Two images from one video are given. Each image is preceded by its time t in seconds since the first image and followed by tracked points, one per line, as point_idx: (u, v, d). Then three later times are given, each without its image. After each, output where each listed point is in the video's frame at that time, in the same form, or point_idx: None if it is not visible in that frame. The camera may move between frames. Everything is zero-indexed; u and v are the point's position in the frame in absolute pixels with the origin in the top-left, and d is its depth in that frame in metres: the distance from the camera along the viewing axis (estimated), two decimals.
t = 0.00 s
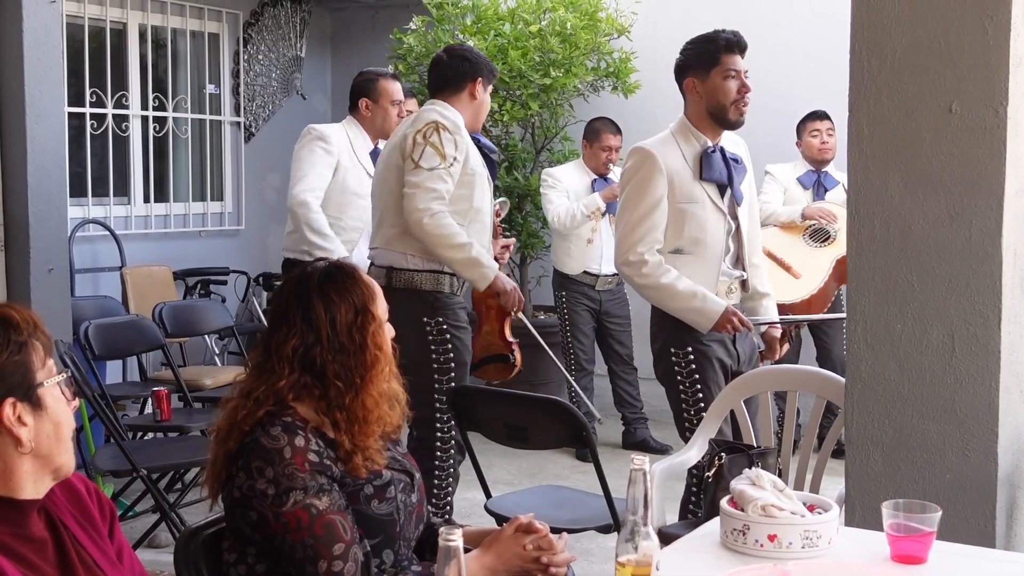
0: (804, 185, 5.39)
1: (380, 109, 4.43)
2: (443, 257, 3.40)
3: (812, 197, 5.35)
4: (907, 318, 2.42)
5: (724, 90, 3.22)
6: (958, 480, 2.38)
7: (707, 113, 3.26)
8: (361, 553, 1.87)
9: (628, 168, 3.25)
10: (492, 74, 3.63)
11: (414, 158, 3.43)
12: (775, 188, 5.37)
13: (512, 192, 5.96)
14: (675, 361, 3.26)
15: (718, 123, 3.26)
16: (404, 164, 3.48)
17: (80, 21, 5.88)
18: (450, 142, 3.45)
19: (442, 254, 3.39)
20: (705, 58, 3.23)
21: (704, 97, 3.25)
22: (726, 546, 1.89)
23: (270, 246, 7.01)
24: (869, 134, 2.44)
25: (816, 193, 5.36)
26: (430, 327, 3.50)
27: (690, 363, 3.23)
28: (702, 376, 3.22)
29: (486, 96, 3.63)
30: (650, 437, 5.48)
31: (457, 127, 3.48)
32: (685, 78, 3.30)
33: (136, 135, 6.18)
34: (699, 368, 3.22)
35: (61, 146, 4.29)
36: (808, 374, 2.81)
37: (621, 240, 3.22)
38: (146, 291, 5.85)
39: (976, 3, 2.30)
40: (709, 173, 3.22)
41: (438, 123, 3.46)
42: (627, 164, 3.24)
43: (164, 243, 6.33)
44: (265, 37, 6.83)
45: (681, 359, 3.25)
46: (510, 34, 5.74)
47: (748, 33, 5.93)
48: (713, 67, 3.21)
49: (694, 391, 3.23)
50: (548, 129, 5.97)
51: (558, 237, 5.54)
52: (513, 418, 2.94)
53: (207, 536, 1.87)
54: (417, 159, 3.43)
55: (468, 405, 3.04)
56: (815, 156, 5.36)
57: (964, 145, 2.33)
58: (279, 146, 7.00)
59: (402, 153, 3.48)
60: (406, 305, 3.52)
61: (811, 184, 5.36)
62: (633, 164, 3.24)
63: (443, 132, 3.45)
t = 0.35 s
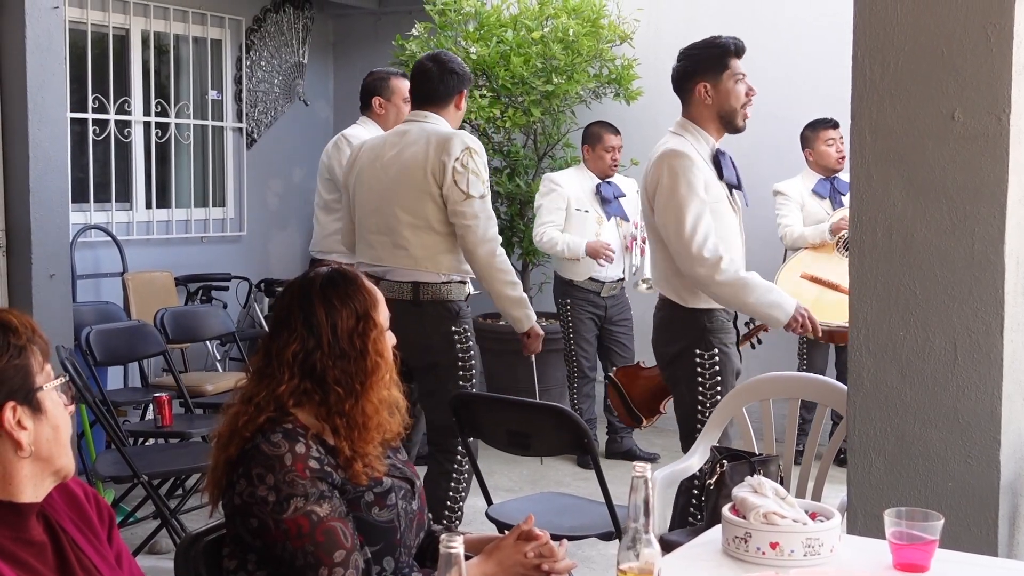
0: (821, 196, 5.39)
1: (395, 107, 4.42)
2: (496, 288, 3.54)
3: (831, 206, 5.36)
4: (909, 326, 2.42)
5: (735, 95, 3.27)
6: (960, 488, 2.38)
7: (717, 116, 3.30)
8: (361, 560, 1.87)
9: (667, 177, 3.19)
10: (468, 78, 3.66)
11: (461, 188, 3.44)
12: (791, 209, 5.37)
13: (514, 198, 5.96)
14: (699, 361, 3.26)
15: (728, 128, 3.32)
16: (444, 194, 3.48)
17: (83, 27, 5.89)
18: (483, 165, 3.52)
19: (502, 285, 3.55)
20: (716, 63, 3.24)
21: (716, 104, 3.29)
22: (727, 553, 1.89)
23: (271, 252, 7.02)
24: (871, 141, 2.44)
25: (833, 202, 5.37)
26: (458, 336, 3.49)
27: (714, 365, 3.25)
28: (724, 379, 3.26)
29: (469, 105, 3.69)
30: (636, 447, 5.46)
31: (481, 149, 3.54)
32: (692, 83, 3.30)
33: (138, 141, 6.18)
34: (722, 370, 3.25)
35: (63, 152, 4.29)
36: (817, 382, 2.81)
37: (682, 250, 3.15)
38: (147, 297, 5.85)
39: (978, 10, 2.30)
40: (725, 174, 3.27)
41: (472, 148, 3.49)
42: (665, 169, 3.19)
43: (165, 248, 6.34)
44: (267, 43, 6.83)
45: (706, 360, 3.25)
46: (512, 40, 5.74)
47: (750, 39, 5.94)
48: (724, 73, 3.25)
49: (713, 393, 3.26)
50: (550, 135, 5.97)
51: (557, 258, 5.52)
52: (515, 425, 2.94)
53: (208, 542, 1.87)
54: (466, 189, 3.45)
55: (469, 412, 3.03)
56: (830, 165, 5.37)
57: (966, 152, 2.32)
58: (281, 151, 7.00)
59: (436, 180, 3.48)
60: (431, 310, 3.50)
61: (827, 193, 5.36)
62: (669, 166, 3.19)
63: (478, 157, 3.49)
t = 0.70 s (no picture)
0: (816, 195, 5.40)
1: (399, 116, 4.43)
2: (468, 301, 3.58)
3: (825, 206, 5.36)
4: (909, 329, 2.41)
5: (735, 99, 3.30)
6: (961, 491, 2.38)
7: (717, 122, 3.31)
8: (360, 564, 1.86)
9: (687, 184, 3.18)
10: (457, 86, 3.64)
11: (449, 197, 3.47)
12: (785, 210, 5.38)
13: (514, 202, 5.95)
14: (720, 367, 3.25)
15: (727, 132, 3.34)
16: (433, 201, 3.50)
17: (83, 30, 5.89)
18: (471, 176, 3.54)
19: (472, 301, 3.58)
20: (716, 70, 3.25)
21: (719, 110, 3.30)
22: (728, 557, 1.88)
23: (271, 256, 7.01)
24: (871, 144, 2.44)
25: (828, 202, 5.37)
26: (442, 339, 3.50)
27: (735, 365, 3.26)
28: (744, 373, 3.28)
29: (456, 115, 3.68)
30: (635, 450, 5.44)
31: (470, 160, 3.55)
32: (694, 89, 3.28)
33: (138, 145, 6.18)
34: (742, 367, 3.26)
35: (63, 155, 4.29)
36: (815, 385, 2.80)
37: (695, 260, 3.16)
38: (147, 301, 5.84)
39: (979, 13, 2.29)
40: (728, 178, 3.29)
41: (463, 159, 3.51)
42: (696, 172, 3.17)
43: (165, 252, 6.33)
44: (267, 46, 6.84)
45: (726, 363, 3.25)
46: (512, 44, 5.75)
47: (750, 43, 5.93)
48: (723, 78, 3.27)
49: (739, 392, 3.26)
50: (550, 139, 5.97)
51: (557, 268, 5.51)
52: (515, 428, 2.93)
53: (206, 546, 1.86)
54: (451, 199, 3.48)
55: (469, 416, 3.02)
56: (830, 165, 5.35)
57: (966, 154, 2.32)
58: (280, 156, 7.00)
59: (426, 187, 3.50)
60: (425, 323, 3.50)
61: (822, 194, 5.36)
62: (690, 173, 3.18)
63: (467, 167, 3.52)
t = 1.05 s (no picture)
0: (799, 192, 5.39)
1: (361, 104, 4.31)
2: (446, 291, 3.39)
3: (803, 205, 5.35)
4: (910, 329, 2.41)
5: (735, 98, 3.28)
6: (961, 491, 2.38)
7: (715, 122, 3.30)
8: (360, 564, 1.86)
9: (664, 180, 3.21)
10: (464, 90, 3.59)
11: (415, 189, 3.37)
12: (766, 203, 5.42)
13: (514, 202, 5.95)
14: (699, 366, 3.26)
15: (728, 131, 3.32)
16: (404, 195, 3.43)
17: (82, 31, 5.89)
18: (448, 172, 3.42)
19: (450, 287, 3.38)
20: (715, 69, 3.25)
21: (717, 108, 3.29)
22: (728, 556, 1.88)
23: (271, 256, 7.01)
24: (871, 143, 2.44)
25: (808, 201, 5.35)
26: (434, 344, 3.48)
27: (714, 366, 3.25)
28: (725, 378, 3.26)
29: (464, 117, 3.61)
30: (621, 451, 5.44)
31: (452, 155, 3.44)
32: (692, 89, 3.28)
33: (138, 145, 6.18)
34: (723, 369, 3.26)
35: (62, 156, 4.29)
36: (816, 385, 2.81)
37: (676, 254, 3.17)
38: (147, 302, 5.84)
39: (979, 13, 2.29)
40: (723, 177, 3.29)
41: (437, 153, 3.42)
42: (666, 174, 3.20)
43: (165, 253, 6.33)
44: (267, 47, 6.84)
45: (706, 363, 3.25)
46: (511, 44, 5.75)
47: (749, 43, 5.94)
48: (722, 76, 3.26)
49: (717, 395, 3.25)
50: (550, 139, 5.96)
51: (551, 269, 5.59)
52: (515, 428, 2.93)
53: (207, 547, 1.86)
54: (418, 191, 3.38)
55: (469, 416, 3.02)
56: (815, 164, 5.35)
57: (966, 154, 2.32)
58: (280, 156, 7.00)
59: (400, 183, 3.44)
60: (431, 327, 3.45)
61: (803, 191, 5.36)
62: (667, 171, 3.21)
63: (441, 162, 3.41)
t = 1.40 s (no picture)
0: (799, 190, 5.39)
1: (335, 99, 4.34)
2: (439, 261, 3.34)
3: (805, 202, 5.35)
4: (909, 328, 2.41)
5: (727, 97, 3.27)
6: (961, 489, 2.38)
7: (707, 119, 3.31)
8: (360, 563, 1.87)
9: (648, 183, 3.23)
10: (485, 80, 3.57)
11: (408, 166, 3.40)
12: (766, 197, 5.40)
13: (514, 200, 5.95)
14: (685, 367, 3.27)
15: (720, 129, 3.32)
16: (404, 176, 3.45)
17: (83, 29, 5.89)
18: (446, 151, 3.40)
19: (441, 252, 3.33)
20: (710, 65, 3.25)
21: (709, 105, 3.28)
22: (727, 555, 1.89)
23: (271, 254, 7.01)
24: (871, 142, 2.44)
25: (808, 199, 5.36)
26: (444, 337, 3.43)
27: (700, 370, 3.25)
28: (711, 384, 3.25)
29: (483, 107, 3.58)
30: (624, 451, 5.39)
31: (455, 137, 3.43)
32: (685, 84, 3.29)
33: (138, 144, 6.18)
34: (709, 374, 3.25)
35: (62, 154, 4.29)
36: (815, 383, 2.81)
37: (659, 254, 3.20)
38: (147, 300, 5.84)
39: (980, 13, 2.30)
40: (714, 178, 3.29)
41: (436, 132, 3.42)
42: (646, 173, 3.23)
43: (165, 251, 6.33)
44: (267, 45, 6.83)
45: (692, 365, 3.26)
46: (512, 42, 5.75)
47: (749, 42, 5.94)
48: (716, 73, 3.25)
49: (701, 399, 3.25)
50: (550, 137, 5.96)
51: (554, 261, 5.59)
52: (515, 427, 2.93)
53: (207, 545, 1.87)
54: (411, 169, 3.40)
55: (469, 414, 3.03)
56: (810, 161, 5.35)
57: (966, 154, 2.32)
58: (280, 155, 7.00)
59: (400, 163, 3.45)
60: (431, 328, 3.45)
61: (804, 189, 5.36)
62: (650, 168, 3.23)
63: (440, 142, 3.40)
